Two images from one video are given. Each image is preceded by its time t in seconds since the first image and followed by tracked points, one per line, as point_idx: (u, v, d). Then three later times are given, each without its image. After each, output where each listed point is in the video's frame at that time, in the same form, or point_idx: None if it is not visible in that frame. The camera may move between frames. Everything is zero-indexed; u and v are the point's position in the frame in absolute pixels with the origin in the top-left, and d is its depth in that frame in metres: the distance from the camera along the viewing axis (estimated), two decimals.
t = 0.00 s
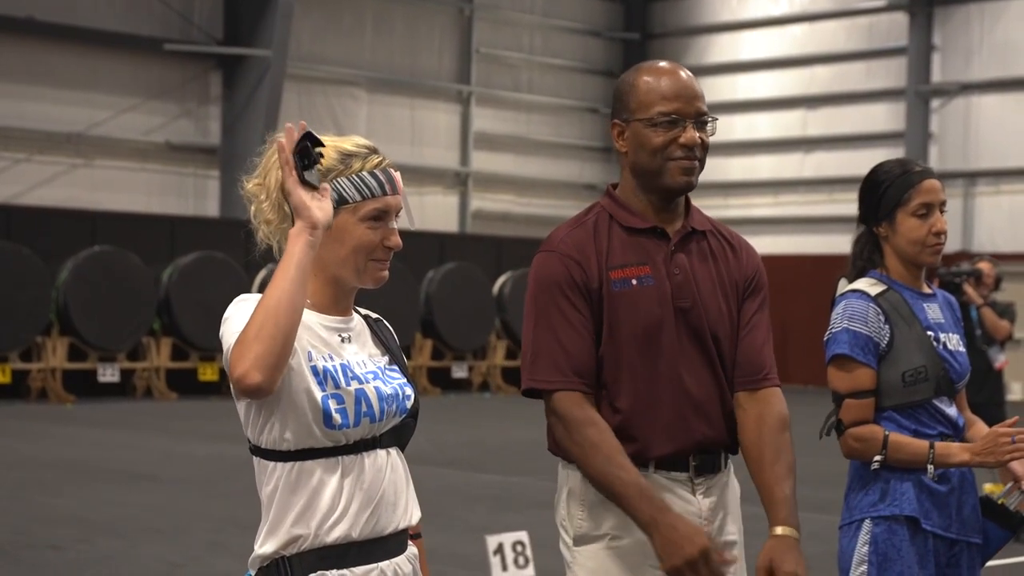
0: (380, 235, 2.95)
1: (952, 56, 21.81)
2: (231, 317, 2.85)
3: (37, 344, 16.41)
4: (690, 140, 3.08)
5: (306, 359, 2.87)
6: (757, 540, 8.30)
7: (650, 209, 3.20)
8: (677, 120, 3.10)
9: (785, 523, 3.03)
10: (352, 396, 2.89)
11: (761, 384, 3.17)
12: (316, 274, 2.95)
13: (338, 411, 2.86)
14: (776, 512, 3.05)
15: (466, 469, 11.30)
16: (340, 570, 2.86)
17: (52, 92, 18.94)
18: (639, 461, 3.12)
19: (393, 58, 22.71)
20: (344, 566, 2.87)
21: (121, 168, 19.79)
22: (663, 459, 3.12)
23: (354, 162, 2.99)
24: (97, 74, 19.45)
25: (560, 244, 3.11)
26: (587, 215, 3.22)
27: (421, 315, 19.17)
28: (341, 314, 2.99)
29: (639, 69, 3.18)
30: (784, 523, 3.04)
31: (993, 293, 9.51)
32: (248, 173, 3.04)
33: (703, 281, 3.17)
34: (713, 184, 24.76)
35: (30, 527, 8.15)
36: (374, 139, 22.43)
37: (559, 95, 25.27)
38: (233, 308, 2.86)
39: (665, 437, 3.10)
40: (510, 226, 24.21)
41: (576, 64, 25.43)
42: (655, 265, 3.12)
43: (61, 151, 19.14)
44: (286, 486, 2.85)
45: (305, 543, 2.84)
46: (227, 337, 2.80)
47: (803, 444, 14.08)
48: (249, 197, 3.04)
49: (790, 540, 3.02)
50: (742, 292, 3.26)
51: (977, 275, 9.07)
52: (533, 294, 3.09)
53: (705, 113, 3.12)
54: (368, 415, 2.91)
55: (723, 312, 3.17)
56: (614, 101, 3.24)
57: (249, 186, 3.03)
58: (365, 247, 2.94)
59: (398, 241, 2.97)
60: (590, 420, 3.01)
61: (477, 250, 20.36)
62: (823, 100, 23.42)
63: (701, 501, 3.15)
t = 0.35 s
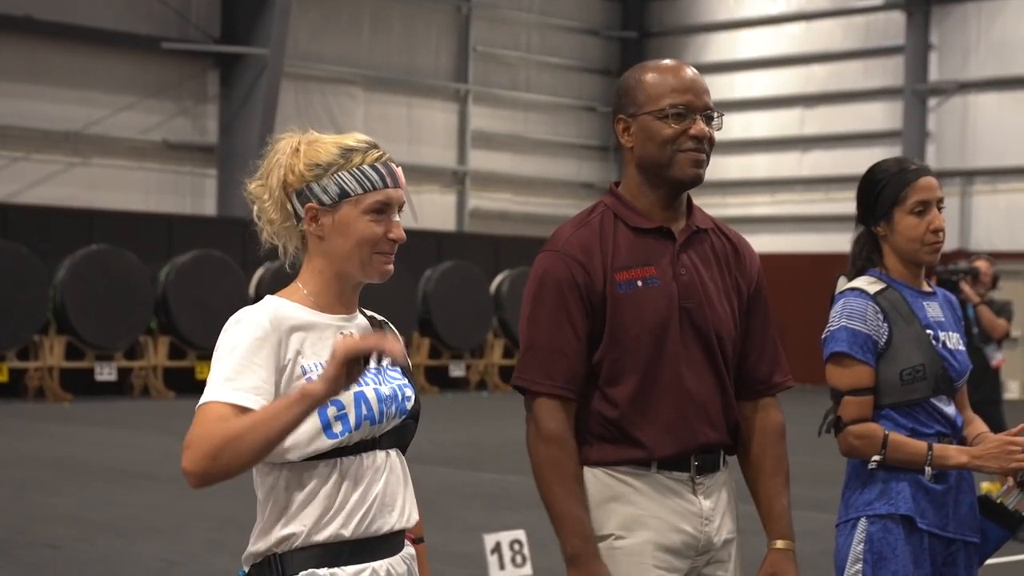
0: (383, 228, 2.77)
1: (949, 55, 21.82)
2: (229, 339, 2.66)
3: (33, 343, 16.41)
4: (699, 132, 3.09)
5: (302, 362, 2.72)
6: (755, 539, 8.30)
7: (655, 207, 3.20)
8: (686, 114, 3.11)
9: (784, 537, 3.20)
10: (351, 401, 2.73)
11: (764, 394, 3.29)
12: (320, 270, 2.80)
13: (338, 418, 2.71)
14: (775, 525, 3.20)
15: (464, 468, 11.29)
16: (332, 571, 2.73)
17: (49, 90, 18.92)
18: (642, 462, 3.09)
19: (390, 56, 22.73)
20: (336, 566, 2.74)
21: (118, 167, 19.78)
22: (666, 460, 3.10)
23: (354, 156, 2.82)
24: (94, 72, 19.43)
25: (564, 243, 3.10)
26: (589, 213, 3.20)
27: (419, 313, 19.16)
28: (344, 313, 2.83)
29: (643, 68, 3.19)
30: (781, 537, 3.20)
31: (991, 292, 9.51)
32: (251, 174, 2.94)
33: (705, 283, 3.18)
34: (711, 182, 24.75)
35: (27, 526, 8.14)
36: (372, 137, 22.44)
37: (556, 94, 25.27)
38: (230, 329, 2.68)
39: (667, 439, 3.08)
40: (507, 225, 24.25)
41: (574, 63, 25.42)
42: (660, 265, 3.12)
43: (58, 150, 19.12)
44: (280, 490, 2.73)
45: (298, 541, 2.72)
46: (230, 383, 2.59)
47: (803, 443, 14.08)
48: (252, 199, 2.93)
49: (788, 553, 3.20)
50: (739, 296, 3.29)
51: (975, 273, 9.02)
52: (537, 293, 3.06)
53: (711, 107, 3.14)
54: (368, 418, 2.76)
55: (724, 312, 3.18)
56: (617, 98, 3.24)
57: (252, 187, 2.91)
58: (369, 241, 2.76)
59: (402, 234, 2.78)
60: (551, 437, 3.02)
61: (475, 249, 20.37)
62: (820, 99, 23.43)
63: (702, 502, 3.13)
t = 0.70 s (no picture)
0: (385, 225, 2.78)
1: (945, 52, 21.84)
2: (223, 344, 2.65)
3: (29, 341, 16.39)
4: (705, 128, 3.09)
5: (294, 365, 2.71)
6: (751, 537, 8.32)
7: (659, 204, 3.19)
8: (692, 110, 3.12)
9: (757, 535, 3.38)
10: (343, 403, 2.70)
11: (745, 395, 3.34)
12: (323, 268, 2.79)
13: (328, 418, 2.69)
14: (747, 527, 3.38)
15: (460, 466, 11.30)
16: (316, 566, 2.68)
17: (45, 87, 18.90)
18: (638, 459, 3.07)
19: (386, 54, 22.72)
20: (321, 563, 2.68)
21: (113, 164, 19.77)
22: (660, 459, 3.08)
23: (355, 153, 2.81)
24: (90, 70, 19.42)
25: (563, 238, 3.11)
26: (592, 207, 3.20)
27: (414, 311, 19.16)
28: (343, 311, 2.82)
29: (652, 62, 3.20)
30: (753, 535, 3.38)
31: (985, 290, 9.53)
32: (252, 176, 2.92)
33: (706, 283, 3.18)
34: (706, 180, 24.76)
35: (24, 524, 8.14)
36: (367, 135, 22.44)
37: (552, 92, 25.26)
38: (225, 337, 2.66)
39: (662, 437, 3.07)
40: (503, 222, 24.27)
41: (569, 61, 25.41)
42: (662, 265, 3.11)
43: (54, 147, 19.11)
44: (270, 488, 2.70)
45: (285, 535, 2.68)
46: (220, 408, 2.62)
47: (799, 441, 14.09)
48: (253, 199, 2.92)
49: (761, 550, 3.38)
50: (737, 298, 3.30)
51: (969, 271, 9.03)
52: (528, 285, 3.09)
53: (717, 104, 3.14)
54: (359, 419, 2.72)
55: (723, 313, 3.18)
56: (623, 93, 3.24)
57: (253, 187, 2.90)
58: (370, 237, 2.76)
59: (403, 230, 2.79)
60: (514, 426, 3.10)
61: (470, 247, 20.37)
62: (816, 97, 23.44)
63: (694, 502, 3.12)
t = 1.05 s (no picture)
0: (369, 223, 2.76)
1: (929, 51, 21.90)
2: (204, 344, 2.67)
3: (13, 340, 16.32)
4: (693, 130, 3.08)
5: (272, 365, 2.70)
6: (737, 535, 8.33)
7: (644, 203, 3.18)
8: (680, 111, 3.11)
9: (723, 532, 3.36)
10: (319, 403, 2.69)
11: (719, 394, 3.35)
12: (307, 266, 2.78)
13: (304, 419, 2.68)
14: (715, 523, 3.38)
15: (446, 464, 11.30)
16: (292, 563, 2.67)
17: (29, 86, 18.84)
18: (613, 458, 3.08)
19: (372, 51, 22.71)
20: (298, 560, 2.67)
21: (97, 162, 19.71)
22: (636, 459, 3.09)
23: (338, 152, 2.80)
24: (73, 68, 19.36)
25: (548, 236, 3.11)
26: (577, 204, 3.20)
27: (400, 310, 19.15)
28: (328, 311, 2.81)
29: (640, 62, 3.19)
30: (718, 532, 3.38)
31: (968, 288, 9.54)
32: (238, 173, 2.92)
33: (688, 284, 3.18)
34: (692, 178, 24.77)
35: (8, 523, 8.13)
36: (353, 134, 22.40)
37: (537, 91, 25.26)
38: (207, 338, 2.68)
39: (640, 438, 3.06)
40: (488, 221, 24.27)
41: (554, 59, 25.40)
42: (646, 265, 3.11)
43: (38, 145, 19.05)
44: (245, 489, 2.68)
45: (259, 533, 2.67)
46: (195, 409, 2.64)
47: (784, 439, 14.11)
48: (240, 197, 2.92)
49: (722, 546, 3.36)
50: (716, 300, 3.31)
51: (953, 270, 9.04)
52: (512, 284, 3.08)
53: (705, 106, 3.13)
54: (336, 420, 2.70)
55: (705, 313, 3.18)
56: (612, 90, 3.23)
57: (239, 186, 2.90)
58: (353, 235, 2.75)
59: (388, 228, 2.77)
60: (493, 426, 3.11)
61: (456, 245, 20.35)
62: (801, 96, 23.48)
63: (669, 502, 3.12)
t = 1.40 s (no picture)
0: (351, 223, 2.75)
1: (915, 51, 21.96)
2: (184, 345, 2.67)
3: None
4: (671, 124, 3.09)
5: (250, 363, 2.69)
6: (725, 535, 8.34)
7: (620, 198, 3.18)
8: (657, 105, 3.11)
9: (705, 534, 3.34)
10: (297, 402, 2.68)
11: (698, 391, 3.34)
12: (290, 266, 2.77)
13: (283, 418, 2.68)
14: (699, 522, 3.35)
15: (431, 464, 11.30)
16: (271, 563, 2.66)
17: (13, 85, 18.78)
18: (589, 456, 3.08)
19: (358, 51, 22.69)
20: (277, 559, 2.67)
21: (82, 162, 19.66)
22: (611, 456, 3.09)
23: (320, 151, 2.79)
24: (58, 67, 19.30)
25: (530, 231, 3.08)
26: (554, 199, 3.18)
27: (386, 309, 19.13)
28: (311, 311, 2.80)
29: (614, 57, 3.19)
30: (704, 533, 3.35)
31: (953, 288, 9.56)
32: (223, 172, 2.91)
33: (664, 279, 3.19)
34: (678, 178, 24.79)
35: None
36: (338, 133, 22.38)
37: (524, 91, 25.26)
38: (186, 337, 2.67)
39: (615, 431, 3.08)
40: (474, 220, 24.27)
41: (540, 59, 25.39)
42: (625, 259, 3.11)
43: (23, 145, 18.98)
44: (224, 488, 2.69)
45: (238, 531, 2.67)
46: (172, 406, 2.63)
47: (771, 439, 14.14)
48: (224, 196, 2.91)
49: (709, 548, 3.34)
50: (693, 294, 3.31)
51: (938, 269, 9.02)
52: (496, 279, 3.05)
53: (682, 100, 3.14)
54: (314, 418, 2.69)
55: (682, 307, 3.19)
56: (585, 86, 3.22)
57: (224, 185, 2.89)
58: (336, 235, 2.74)
59: (370, 228, 2.76)
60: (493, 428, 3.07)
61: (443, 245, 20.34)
62: (787, 95, 23.52)
63: (642, 501, 3.13)
